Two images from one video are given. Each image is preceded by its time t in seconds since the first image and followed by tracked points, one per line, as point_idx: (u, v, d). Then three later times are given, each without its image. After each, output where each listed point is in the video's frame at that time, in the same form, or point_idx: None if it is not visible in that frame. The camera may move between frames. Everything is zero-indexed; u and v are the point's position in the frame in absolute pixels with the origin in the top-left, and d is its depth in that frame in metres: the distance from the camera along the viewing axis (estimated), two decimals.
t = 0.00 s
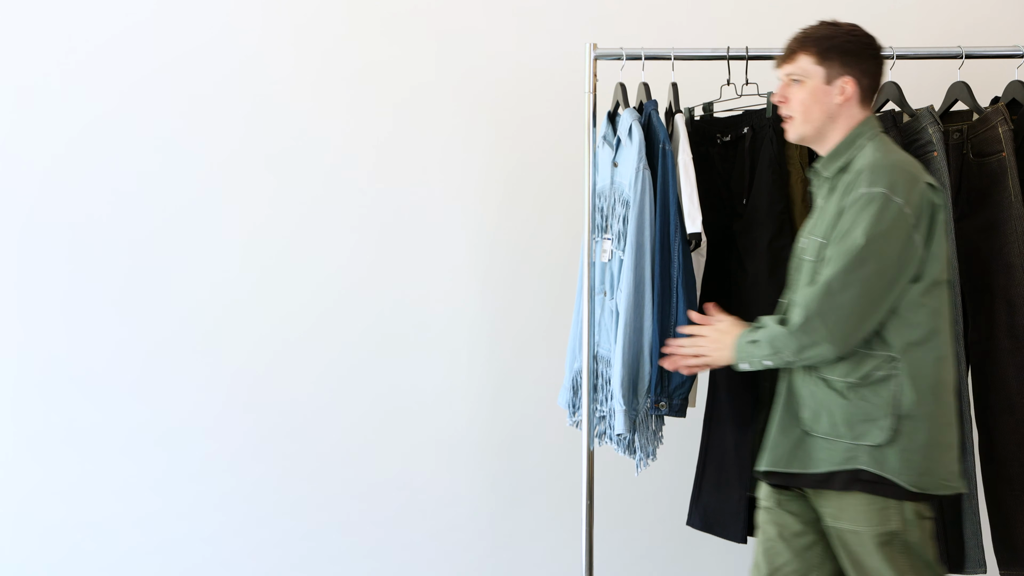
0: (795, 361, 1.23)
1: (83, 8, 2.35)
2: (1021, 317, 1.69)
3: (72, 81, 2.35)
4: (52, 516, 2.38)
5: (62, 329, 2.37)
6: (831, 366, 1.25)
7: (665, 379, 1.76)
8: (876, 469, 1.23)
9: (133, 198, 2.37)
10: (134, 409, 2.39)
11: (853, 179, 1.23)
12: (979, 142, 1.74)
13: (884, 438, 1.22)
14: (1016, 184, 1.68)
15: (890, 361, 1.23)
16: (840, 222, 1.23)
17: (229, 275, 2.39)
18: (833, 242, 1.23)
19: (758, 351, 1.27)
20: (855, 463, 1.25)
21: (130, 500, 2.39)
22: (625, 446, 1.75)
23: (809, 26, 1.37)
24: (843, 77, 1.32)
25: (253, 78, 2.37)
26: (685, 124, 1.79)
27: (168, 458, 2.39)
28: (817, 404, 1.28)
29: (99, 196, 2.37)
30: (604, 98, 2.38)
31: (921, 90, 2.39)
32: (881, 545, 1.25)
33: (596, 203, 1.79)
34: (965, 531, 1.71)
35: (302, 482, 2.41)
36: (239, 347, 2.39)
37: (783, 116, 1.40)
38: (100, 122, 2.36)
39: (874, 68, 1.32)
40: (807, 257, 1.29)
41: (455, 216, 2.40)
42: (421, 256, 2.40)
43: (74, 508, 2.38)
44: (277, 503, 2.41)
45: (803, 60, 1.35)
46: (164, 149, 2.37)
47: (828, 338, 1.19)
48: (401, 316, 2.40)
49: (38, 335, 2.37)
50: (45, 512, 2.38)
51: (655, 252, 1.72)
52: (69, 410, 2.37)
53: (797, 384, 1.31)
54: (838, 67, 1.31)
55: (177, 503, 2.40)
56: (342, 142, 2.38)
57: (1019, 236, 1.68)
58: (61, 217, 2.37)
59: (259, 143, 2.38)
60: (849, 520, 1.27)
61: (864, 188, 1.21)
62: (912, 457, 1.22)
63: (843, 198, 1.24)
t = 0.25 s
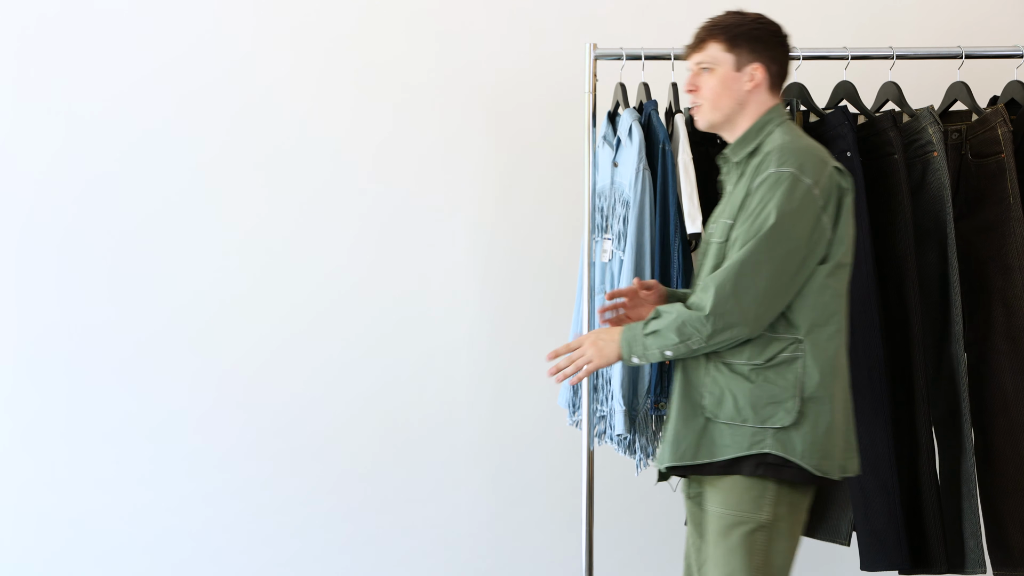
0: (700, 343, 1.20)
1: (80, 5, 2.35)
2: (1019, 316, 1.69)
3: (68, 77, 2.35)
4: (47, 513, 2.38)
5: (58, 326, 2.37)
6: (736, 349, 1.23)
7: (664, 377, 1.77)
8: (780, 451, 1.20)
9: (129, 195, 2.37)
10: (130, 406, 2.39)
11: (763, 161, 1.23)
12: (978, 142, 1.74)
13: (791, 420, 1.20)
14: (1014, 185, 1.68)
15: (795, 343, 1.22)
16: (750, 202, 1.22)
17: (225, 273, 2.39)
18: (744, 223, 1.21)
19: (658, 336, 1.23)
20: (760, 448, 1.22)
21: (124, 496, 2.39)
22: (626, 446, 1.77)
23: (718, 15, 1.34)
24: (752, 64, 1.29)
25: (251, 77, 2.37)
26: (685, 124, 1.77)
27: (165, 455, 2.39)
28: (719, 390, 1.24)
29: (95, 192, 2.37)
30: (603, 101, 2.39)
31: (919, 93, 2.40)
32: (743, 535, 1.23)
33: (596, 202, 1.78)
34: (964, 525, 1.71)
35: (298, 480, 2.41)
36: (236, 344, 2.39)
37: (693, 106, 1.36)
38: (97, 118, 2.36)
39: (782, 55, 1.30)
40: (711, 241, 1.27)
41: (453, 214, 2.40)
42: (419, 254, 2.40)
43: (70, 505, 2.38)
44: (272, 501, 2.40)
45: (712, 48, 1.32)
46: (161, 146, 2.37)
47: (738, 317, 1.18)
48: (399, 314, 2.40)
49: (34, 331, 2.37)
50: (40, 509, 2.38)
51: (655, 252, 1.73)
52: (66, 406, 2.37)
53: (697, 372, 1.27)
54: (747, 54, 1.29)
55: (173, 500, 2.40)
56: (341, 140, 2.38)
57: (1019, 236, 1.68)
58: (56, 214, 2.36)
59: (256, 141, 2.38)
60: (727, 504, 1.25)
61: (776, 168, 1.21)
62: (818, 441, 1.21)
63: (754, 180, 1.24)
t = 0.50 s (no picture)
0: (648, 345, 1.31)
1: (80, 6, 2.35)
2: (1018, 316, 1.69)
3: (68, 77, 2.36)
4: (46, 513, 2.38)
5: (57, 326, 2.37)
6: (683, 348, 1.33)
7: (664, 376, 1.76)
8: (734, 451, 1.33)
9: (128, 196, 2.38)
10: (129, 406, 2.39)
11: (683, 164, 1.33)
12: (978, 142, 1.73)
13: (742, 419, 1.32)
14: (1014, 186, 1.68)
15: (744, 343, 1.35)
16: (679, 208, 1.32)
17: (224, 271, 2.39)
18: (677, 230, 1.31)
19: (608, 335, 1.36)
20: (715, 447, 1.33)
21: (123, 497, 2.39)
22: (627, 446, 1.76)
23: (637, 19, 1.47)
24: (672, 67, 1.42)
25: (250, 77, 2.37)
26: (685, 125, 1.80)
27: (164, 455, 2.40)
28: (671, 392, 1.35)
29: (94, 193, 2.37)
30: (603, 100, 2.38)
31: (919, 93, 2.39)
32: (637, 522, 1.36)
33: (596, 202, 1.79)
34: (962, 525, 1.71)
35: (296, 480, 2.41)
36: (235, 344, 2.40)
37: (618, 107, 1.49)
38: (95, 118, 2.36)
39: (700, 56, 1.43)
40: (649, 246, 1.37)
41: (454, 213, 2.40)
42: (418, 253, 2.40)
43: (69, 506, 2.38)
44: (271, 501, 2.41)
45: (633, 53, 1.44)
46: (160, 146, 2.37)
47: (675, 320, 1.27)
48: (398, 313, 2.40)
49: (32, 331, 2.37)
50: (39, 510, 2.38)
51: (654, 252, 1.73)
52: (64, 406, 2.38)
53: (646, 373, 1.38)
54: (667, 57, 1.42)
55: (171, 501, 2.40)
56: (342, 139, 2.39)
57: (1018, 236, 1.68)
58: (55, 214, 2.37)
59: (255, 141, 2.38)
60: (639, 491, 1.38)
61: (694, 173, 1.29)
62: (769, 435, 1.33)
63: (679, 185, 1.33)
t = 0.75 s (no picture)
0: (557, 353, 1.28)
1: (79, 6, 2.35)
2: (1017, 315, 1.69)
3: (67, 75, 2.36)
4: (44, 514, 2.38)
5: (55, 327, 2.38)
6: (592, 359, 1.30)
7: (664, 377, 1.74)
8: (637, 463, 1.27)
9: (127, 196, 2.38)
10: (128, 406, 2.39)
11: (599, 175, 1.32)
12: (977, 142, 1.73)
13: (647, 431, 1.26)
14: (1013, 185, 1.68)
15: (652, 355, 1.29)
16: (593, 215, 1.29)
17: (223, 270, 2.39)
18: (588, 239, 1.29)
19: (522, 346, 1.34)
20: (619, 458, 1.28)
21: (120, 497, 2.39)
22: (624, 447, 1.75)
23: (564, 27, 1.45)
24: (600, 75, 1.41)
25: (249, 77, 2.38)
26: (685, 125, 1.79)
27: (163, 455, 2.40)
28: (579, 399, 1.30)
29: (93, 192, 2.37)
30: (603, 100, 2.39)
31: (920, 94, 2.39)
32: (536, 520, 1.32)
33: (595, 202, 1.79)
34: (961, 524, 1.71)
35: (295, 479, 2.41)
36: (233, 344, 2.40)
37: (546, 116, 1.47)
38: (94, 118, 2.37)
39: (627, 65, 1.42)
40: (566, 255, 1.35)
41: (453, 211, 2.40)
42: (418, 252, 2.40)
43: (67, 506, 2.38)
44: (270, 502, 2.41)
45: (560, 62, 1.42)
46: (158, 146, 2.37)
47: (580, 328, 1.24)
48: (398, 312, 2.41)
49: (31, 332, 2.37)
50: (38, 511, 2.38)
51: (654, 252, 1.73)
52: (63, 407, 2.38)
53: (558, 381, 1.34)
54: (594, 66, 1.40)
55: (169, 500, 2.39)
56: (342, 139, 2.39)
57: (1017, 236, 1.68)
58: (54, 213, 2.37)
59: (254, 141, 2.38)
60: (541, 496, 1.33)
61: (608, 182, 1.27)
62: (673, 448, 1.27)
63: (597, 194, 1.31)
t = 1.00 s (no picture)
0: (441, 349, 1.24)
1: (77, 6, 2.35)
2: (1018, 314, 1.69)
3: (64, 69, 2.35)
4: (43, 515, 2.38)
5: (54, 327, 2.37)
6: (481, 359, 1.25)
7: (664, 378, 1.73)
8: (509, 465, 1.21)
9: (125, 196, 2.37)
10: (127, 406, 2.39)
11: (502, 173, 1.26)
12: (978, 141, 1.74)
13: (519, 436, 1.20)
14: (1014, 184, 1.68)
15: (533, 360, 1.22)
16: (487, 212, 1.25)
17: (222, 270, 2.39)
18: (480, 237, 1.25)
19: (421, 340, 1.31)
20: (494, 458, 1.22)
21: (120, 498, 2.39)
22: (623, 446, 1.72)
23: (490, 25, 1.37)
24: (521, 77, 1.33)
25: (247, 77, 2.37)
26: (685, 124, 1.78)
27: (163, 455, 2.40)
28: (464, 397, 1.25)
29: (90, 191, 2.37)
30: (603, 100, 2.39)
31: (919, 94, 2.39)
32: (450, 519, 1.28)
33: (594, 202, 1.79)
34: (962, 523, 1.71)
35: (295, 479, 2.42)
36: (233, 345, 2.40)
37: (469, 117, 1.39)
38: (92, 118, 2.36)
39: (551, 67, 1.34)
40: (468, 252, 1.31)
41: (454, 212, 2.41)
42: (419, 252, 2.41)
43: (67, 507, 2.38)
44: (271, 502, 2.41)
45: (482, 62, 1.35)
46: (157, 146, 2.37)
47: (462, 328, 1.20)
48: (399, 312, 2.42)
49: (30, 332, 2.37)
50: (36, 510, 2.38)
51: (654, 252, 1.72)
52: (61, 405, 2.38)
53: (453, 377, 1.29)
54: (516, 67, 1.33)
55: (169, 500, 2.40)
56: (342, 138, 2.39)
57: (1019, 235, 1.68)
58: (52, 212, 2.36)
59: (253, 142, 2.38)
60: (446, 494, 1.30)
61: (503, 184, 1.21)
62: (547, 454, 1.21)
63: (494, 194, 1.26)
